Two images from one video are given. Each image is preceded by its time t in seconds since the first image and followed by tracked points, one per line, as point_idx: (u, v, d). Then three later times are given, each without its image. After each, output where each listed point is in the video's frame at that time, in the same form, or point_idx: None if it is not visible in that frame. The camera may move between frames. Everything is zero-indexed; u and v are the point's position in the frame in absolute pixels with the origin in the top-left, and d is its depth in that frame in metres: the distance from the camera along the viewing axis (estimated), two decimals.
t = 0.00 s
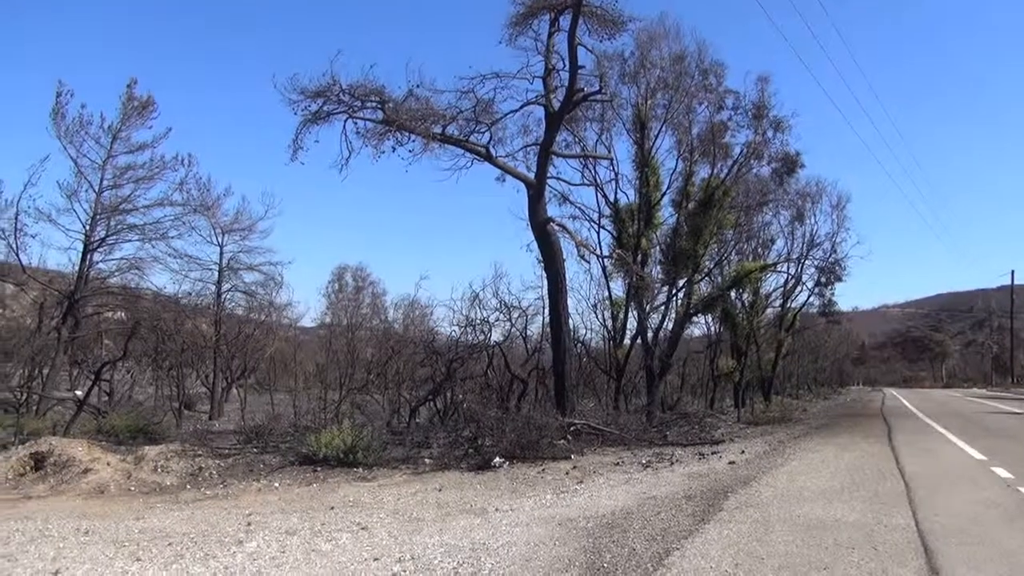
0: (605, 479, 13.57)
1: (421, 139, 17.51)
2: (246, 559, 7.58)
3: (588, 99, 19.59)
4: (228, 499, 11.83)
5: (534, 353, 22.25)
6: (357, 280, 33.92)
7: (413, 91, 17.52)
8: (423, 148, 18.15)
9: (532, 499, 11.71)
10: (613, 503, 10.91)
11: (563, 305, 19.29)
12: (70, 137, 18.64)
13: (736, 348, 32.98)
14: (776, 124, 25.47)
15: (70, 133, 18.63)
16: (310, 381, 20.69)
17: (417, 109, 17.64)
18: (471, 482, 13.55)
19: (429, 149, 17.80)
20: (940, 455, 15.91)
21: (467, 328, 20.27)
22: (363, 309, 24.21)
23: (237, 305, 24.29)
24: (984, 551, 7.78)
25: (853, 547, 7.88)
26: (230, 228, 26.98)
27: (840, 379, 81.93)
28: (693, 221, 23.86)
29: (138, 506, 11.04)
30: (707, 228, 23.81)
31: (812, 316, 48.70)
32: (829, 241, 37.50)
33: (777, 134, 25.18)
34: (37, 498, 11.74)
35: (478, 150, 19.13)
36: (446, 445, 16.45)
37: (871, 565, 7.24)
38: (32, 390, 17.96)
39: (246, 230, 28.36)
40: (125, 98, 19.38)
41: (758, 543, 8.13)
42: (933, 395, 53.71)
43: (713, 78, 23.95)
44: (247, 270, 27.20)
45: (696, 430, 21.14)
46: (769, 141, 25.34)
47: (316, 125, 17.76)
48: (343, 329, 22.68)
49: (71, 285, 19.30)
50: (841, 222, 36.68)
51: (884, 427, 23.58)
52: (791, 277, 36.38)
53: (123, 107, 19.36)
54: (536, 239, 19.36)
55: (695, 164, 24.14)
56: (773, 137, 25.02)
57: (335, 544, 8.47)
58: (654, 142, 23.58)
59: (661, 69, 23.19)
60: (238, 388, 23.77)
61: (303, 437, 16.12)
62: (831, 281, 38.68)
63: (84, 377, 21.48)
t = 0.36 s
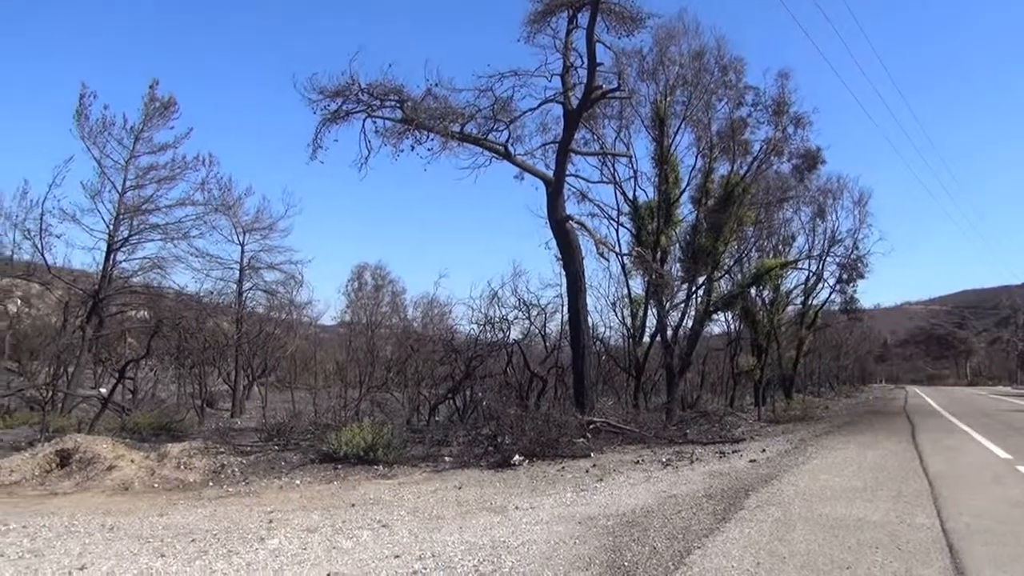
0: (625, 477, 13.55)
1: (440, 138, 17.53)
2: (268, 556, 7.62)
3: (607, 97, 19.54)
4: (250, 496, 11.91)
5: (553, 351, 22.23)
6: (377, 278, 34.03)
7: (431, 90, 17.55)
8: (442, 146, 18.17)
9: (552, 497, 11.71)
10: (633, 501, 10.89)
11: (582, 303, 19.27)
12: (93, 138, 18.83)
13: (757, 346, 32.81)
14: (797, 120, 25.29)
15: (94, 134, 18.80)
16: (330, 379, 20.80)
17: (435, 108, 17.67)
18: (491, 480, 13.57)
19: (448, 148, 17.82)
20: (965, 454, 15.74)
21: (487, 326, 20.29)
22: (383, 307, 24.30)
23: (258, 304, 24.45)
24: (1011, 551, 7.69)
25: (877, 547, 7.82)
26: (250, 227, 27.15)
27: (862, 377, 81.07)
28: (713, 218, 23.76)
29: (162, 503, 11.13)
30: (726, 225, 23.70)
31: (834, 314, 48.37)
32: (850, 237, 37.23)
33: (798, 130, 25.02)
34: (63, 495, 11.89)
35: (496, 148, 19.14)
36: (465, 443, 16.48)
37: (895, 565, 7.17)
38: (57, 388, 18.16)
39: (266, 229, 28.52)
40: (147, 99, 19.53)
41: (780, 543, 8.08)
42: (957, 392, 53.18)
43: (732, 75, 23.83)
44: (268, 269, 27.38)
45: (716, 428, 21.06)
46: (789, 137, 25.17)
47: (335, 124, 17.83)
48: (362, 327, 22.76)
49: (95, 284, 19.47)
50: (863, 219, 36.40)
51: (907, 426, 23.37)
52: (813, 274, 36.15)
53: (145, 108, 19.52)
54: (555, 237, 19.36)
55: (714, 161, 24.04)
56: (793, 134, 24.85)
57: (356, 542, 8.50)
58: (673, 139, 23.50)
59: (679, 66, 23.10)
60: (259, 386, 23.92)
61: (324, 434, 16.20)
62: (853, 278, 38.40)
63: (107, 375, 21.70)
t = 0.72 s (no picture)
0: (646, 476, 13.51)
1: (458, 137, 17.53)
2: (291, 554, 7.67)
3: (626, 94, 19.46)
4: (272, 494, 11.99)
5: (573, 350, 22.19)
6: (396, 278, 34.14)
7: (450, 89, 17.57)
8: (461, 146, 18.19)
9: (572, 496, 11.69)
10: (654, 500, 10.86)
11: (602, 301, 19.23)
12: (116, 140, 18.99)
13: (778, 344, 32.61)
14: (817, 116, 25.12)
15: (117, 136, 18.96)
16: (351, 379, 20.89)
17: (454, 107, 17.68)
18: (511, 479, 13.57)
19: (467, 147, 17.82)
20: (991, 452, 15.56)
21: (506, 324, 20.28)
22: (403, 307, 24.37)
23: (279, 304, 24.60)
24: None
25: (901, 546, 7.76)
26: (271, 227, 27.33)
27: (885, 375, 80.27)
28: (733, 215, 23.64)
29: (186, 501, 11.23)
30: (747, 222, 23.57)
31: (856, 311, 47.98)
32: (873, 234, 36.93)
33: (819, 126, 24.84)
34: (89, 494, 12.00)
35: (515, 147, 19.13)
36: (485, 442, 16.49)
37: (921, 565, 7.11)
38: (83, 388, 18.33)
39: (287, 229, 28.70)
40: (169, 101, 19.69)
41: (803, 542, 8.04)
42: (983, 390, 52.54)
43: (752, 71, 23.69)
44: (288, 269, 27.54)
45: (737, 427, 20.95)
46: (810, 133, 25.00)
47: (354, 124, 17.89)
48: (382, 326, 22.84)
49: (118, 285, 19.60)
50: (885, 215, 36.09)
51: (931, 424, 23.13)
52: (834, 271, 35.89)
53: (167, 110, 19.67)
54: (574, 236, 19.33)
55: (734, 158, 23.91)
56: (814, 130, 24.68)
57: (378, 540, 8.54)
58: (693, 136, 23.39)
59: (698, 62, 22.99)
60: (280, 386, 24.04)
61: (345, 434, 16.26)
62: (875, 275, 38.07)
63: (132, 375, 21.89)
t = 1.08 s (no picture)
0: (668, 475, 13.47)
1: (477, 138, 17.55)
2: (314, 554, 7.70)
3: (644, 93, 19.41)
4: (295, 495, 12.06)
5: (593, 349, 22.17)
6: (416, 279, 34.21)
7: (468, 90, 17.59)
8: (479, 146, 18.21)
9: (594, 495, 11.67)
10: (677, 500, 10.81)
11: (622, 299, 19.18)
12: (138, 145, 19.18)
13: (800, 342, 32.39)
14: (838, 111, 24.92)
15: (139, 142, 19.15)
16: (372, 380, 20.97)
17: (472, 108, 17.71)
18: (533, 478, 13.57)
19: (485, 147, 17.84)
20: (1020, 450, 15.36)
21: (526, 324, 20.26)
22: (424, 308, 24.41)
23: (300, 306, 24.77)
24: None
25: (927, 546, 7.69)
26: (291, 229, 27.49)
27: (910, 373, 79.56)
28: (753, 212, 23.52)
29: (210, 502, 11.32)
30: (767, 219, 23.44)
31: (880, 309, 47.56)
32: (896, 230, 36.59)
33: (840, 121, 24.66)
34: (116, 495, 12.13)
35: (534, 147, 19.13)
36: (506, 442, 16.50)
37: (948, 565, 7.05)
38: (109, 390, 18.55)
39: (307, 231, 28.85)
40: (190, 106, 19.84)
41: (828, 541, 7.99)
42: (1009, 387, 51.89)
43: (771, 67, 23.54)
44: (309, 271, 27.69)
45: (760, 426, 20.83)
46: (830, 129, 24.84)
47: (373, 126, 17.96)
48: (403, 327, 22.91)
49: (142, 289, 19.86)
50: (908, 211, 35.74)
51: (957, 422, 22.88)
52: (857, 268, 35.59)
53: (188, 115, 19.84)
54: (593, 235, 19.29)
55: (754, 155, 23.78)
56: (835, 125, 24.51)
57: (401, 540, 8.55)
58: (712, 133, 23.30)
59: (717, 59, 22.88)
60: (302, 387, 24.19)
61: (367, 434, 16.31)
62: (899, 271, 37.72)
63: (156, 377, 22.12)
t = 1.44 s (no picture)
0: (690, 476, 13.42)
1: (497, 138, 17.55)
2: (337, 553, 7.74)
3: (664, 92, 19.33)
4: (318, 494, 12.12)
5: (613, 349, 22.12)
6: (437, 279, 34.26)
7: (488, 90, 17.60)
8: (500, 147, 18.22)
9: (615, 496, 11.65)
10: (698, 501, 10.76)
11: (642, 300, 19.12)
12: (162, 148, 19.34)
13: (823, 342, 32.15)
14: (861, 109, 24.71)
15: (163, 144, 19.33)
16: (393, 380, 21.04)
17: (492, 108, 17.72)
18: (554, 479, 13.56)
19: (506, 147, 17.84)
20: None
21: (546, 324, 20.24)
22: (445, 308, 24.46)
23: (322, 306, 24.91)
24: None
25: (954, 548, 7.60)
26: (313, 230, 27.64)
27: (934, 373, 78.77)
28: (775, 212, 23.37)
29: (234, 501, 11.41)
30: (789, 218, 23.28)
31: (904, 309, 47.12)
32: (920, 229, 36.22)
33: (863, 119, 24.45)
34: (141, 493, 12.24)
35: (554, 147, 19.11)
36: (527, 442, 16.50)
37: (976, 568, 6.97)
38: (134, 390, 18.73)
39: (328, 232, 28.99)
40: (213, 108, 19.99)
41: (852, 544, 7.93)
42: None
43: (793, 65, 23.38)
44: (330, 271, 27.83)
45: (783, 426, 20.69)
46: (854, 127, 24.64)
47: (394, 127, 18.01)
48: (423, 327, 22.97)
49: (166, 290, 20.06)
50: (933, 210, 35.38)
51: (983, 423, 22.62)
52: (881, 267, 35.27)
53: (211, 117, 19.99)
54: (614, 234, 19.24)
55: (776, 153, 23.63)
56: (858, 123, 24.30)
57: (422, 540, 8.57)
58: (733, 132, 23.18)
59: (738, 57, 22.76)
60: (323, 387, 24.31)
61: (388, 434, 16.37)
62: (923, 270, 37.35)
63: (179, 377, 22.30)
